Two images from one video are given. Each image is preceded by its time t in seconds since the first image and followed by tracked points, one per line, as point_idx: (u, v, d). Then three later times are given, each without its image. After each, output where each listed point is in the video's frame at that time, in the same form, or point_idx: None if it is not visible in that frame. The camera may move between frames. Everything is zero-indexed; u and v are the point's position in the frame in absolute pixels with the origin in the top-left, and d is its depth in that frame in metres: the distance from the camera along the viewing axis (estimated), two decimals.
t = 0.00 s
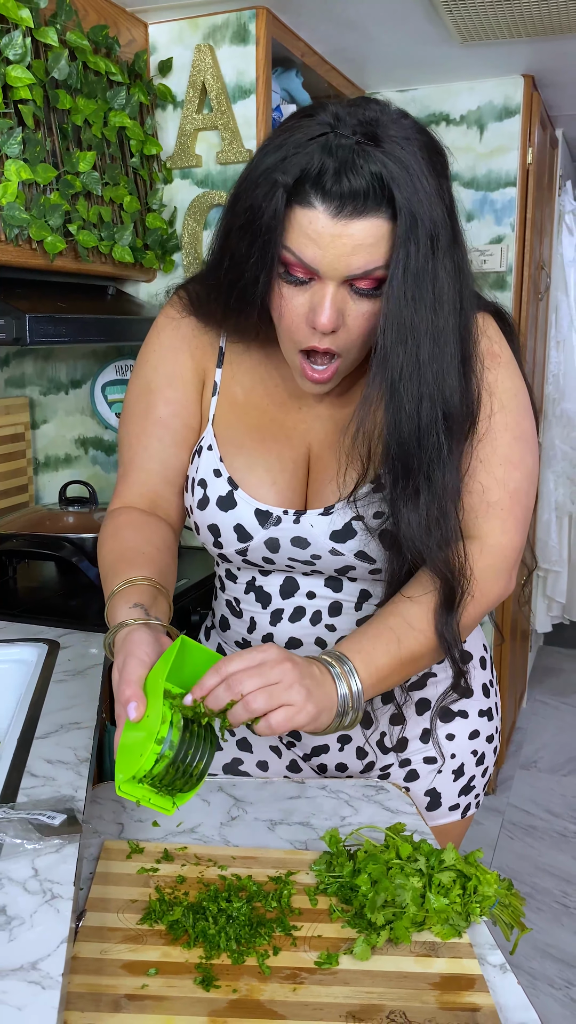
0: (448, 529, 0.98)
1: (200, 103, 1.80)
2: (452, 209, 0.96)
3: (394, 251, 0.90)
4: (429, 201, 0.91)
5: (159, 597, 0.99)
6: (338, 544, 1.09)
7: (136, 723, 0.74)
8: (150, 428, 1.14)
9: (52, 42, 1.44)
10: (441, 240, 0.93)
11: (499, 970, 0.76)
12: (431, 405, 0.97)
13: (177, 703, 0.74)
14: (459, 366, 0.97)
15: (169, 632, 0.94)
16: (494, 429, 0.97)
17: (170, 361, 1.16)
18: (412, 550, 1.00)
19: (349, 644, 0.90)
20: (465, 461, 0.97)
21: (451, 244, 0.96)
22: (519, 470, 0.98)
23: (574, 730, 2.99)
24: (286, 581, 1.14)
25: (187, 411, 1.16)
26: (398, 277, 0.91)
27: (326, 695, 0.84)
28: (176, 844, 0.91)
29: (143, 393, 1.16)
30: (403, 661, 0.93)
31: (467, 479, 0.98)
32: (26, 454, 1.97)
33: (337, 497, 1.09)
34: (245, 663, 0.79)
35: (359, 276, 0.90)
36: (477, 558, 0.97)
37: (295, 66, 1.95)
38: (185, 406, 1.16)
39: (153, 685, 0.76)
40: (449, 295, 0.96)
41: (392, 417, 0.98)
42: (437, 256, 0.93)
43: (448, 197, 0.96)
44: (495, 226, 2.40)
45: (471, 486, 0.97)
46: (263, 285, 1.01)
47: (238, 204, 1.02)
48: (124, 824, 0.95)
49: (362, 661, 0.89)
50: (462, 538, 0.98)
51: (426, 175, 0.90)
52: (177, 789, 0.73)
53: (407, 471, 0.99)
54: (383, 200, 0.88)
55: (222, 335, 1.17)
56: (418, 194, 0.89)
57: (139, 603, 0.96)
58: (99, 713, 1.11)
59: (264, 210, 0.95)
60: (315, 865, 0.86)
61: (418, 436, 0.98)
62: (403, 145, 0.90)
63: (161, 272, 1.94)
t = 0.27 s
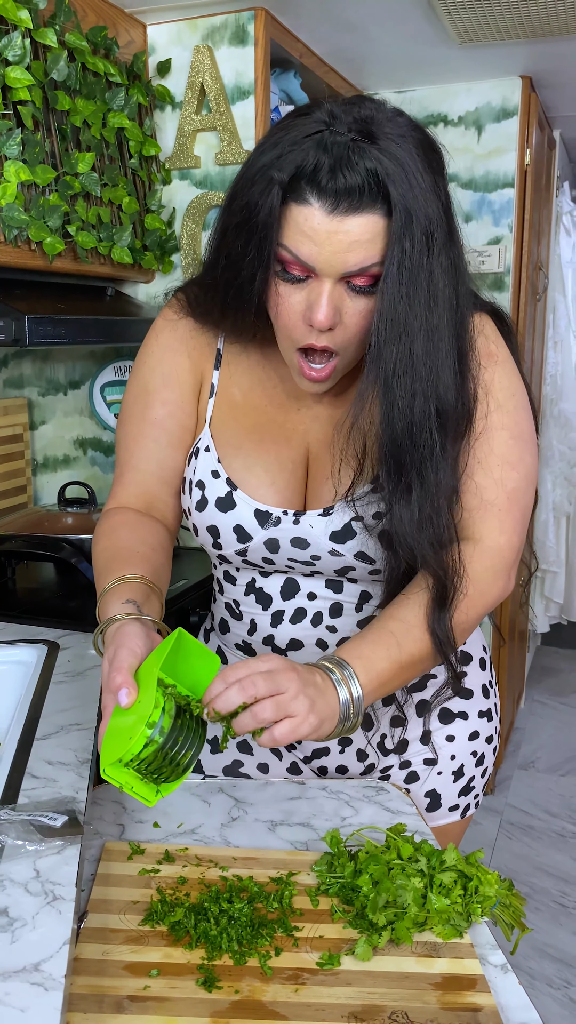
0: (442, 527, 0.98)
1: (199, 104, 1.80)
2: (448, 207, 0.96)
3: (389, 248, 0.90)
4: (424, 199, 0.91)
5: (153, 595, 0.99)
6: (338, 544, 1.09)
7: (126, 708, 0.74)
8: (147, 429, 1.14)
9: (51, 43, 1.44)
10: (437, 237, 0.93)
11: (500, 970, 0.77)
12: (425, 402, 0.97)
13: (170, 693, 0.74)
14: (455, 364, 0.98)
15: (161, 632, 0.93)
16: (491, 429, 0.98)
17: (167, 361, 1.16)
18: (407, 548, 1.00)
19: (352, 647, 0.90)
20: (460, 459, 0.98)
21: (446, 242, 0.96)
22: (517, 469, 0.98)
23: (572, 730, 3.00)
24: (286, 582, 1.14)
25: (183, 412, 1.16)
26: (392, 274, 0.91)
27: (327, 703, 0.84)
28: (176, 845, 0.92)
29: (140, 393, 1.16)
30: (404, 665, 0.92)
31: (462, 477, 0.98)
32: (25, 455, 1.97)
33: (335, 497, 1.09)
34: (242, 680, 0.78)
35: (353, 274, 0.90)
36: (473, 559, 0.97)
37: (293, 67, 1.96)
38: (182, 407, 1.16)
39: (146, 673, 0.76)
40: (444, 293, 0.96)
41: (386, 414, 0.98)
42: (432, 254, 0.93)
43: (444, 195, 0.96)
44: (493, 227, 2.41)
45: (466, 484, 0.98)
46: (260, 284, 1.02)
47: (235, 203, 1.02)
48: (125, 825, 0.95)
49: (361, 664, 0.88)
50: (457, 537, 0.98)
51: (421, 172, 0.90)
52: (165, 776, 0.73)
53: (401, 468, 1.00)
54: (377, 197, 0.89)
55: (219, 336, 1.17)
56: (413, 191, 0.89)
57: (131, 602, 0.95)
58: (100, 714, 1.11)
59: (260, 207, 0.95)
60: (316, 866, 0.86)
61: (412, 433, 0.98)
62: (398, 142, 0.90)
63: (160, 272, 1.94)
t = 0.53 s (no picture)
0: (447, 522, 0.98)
1: (198, 103, 1.79)
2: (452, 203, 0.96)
3: (396, 242, 0.90)
4: (430, 194, 0.91)
5: (155, 590, 0.99)
6: (339, 544, 1.09)
7: (136, 701, 0.73)
8: (146, 428, 1.14)
9: (50, 42, 1.44)
10: (442, 234, 0.94)
11: (502, 972, 0.76)
12: (431, 397, 0.97)
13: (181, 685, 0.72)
14: (461, 360, 0.98)
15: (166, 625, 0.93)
16: (490, 427, 0.98)
17: (167, 360, 1.15)
18: (412, 543, 1.00)
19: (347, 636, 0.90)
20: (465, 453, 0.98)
21: (452, 237, 0.95)
22: (516, 467, 0.98)
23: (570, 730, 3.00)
24: (286, 582, 1.14)
25: (183, 411, 1.16)
26: (399, 267, 0.91)
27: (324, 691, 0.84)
28: (177, 846, 0.91)
29: (139, 392, 1.15)
30: (400, 657, 0.92)
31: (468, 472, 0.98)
32: (23, 455, 1.97)
33: (338, 497, 1.09)
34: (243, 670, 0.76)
35: (359, 268, 0.90)
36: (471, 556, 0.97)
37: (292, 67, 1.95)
38: (182, 406, 1.16)
39: (159, 667, 0.75)
40: (449, 289, 0.96)
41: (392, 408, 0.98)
42: (439, 249, 0.93)
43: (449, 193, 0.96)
44: (492, 227, 2.41)
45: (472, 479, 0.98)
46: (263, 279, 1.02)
47: (241, 198, 1.02)
48: (125, 826, 0.95)
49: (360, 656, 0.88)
50: (463, 532, 0.98)
51: (427, 166, 0.90)
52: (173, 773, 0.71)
53: (407, 464, 0.99)
54: (384, 190, 0.89)
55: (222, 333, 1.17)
56: (420, 185, 0.89)
57: (137, 596, 0.95)
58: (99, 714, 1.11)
59: (266, 203, 0.95)
60: (316, 867, 0.86)
61: (418, 428, 0.98)
62: (404, 138, 0.90)
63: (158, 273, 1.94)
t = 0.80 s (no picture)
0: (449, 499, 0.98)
1: (198, 102, 1.79)
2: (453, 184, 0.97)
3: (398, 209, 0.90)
4: (434, 166, 0.92)
5: (162, 580, 0.98)
6: (340, 544, 1.08)
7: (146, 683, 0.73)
8: (145, 427, 1.13)
9: (49, 40, 1.43)
10: (444, 212, 0.94)
11: (505, 974, 0.76)
12: (432, 368, 0.98)
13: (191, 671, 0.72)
14: (460, 336, 0.98)
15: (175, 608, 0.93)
16: (490, 425, 0.97)
17: (166, 359, 1.14)
18: (413, 512, 0.99)
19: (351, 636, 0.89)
20: (467, 426, 0.98)
21: (453, 216, 0.96)
22: (518, 466, 0.97)
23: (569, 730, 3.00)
24: (286, 583, 1.13)
25: (182, 411, 1.15)
26: (402, 234, 0.91)
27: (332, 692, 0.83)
28: (177, 848, 0.91)
29: (138, 391, 1.14)
30: (402, 658, 0.91)
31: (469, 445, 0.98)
32: (22, 454, 1.96)
33: (340, 497, 1.09)
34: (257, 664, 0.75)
35: (361, 233, 0.91)
36: (472, 557, 0.96)
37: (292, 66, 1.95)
38: (180, 405, 1.15)
39: (168, 651, 0.75)
40: (450, 268, 0.97)
41: (393, 374, 0.98)
42: (440, 224, 0.94)
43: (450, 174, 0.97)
44: (492, 226, 2.41)
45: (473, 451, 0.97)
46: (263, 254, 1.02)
47: (241, 176, 1.02)
48: (125, 826, 0.95)
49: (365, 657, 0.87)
50: (463, 506, 0.98)
51: (431, 137, 0.92)
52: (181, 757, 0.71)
53: (408, 430, 0.99)
54: (390, 154, 0.89)
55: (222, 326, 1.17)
56: (424, 155, 0.91)
57: (147, 583, 0.95)
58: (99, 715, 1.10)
59: (267, 168, 0.95)
60: (318, 869, 0.86)
61: (420, 395, 0.98)
62: (409, 109, 0.91)
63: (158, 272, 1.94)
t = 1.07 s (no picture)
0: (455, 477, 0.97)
1: (198, 99, 1.78)
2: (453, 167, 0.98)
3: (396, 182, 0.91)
4: (435, 143, 0.93)
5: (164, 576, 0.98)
6: (344, 541, 1.07)
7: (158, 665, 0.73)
8: (147, 427, 1.13)
9: (49, 36, 1.42)
10: (445, 191, 0.95)
11: (510, 977, 0.75)
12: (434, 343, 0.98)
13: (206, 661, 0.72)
14: (462, 315, 0.99)
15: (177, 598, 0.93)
16: (496, 420, 0.97)
17: (168, 359, 1.14)
18: (418, 486, 0.99)
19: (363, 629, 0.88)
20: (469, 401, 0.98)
21: (455, 198, 0.97)
22: (526, 464, 0.96)
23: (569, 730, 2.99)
24: (289, 584, 1.12)
25: (184, 411, 1.14)
26: (401, 207, 0.91)
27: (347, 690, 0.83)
28: (179, 849, 0.90)
29: (140, 392, 1.14)
30: (414, 653, 0.90)
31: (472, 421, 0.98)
32: (22, 452, 1.96)
33: (344, 491, 1.08)
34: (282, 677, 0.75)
35: (361, 207, 0.91)
36: (479, 554, 0.96)
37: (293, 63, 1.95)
38: (182, 405, 1.14)
39: (180, 637, 0.75)
40: (452, 249, 0.98)
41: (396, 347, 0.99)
42: (440, 203, 0.95)
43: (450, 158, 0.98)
44: (493, 225, 2.40)
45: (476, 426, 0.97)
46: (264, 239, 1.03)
47: (239, 164, 1.03)
48: (127, 828, 0.94)
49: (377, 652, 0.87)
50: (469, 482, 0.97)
51: (432, 114, 0.93)
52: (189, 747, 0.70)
53: (410, 403, 0.99)
54: (390, 127, 0.91)
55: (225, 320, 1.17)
56: (425, 130, 0.91)
57: (150, 577, 0.95)
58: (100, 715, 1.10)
59: (263, 147, 0.97)
60: (320, 871, 0.85)
61: (421, 367, 0.99)
62: (409, 86, 0.93)
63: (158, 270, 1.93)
